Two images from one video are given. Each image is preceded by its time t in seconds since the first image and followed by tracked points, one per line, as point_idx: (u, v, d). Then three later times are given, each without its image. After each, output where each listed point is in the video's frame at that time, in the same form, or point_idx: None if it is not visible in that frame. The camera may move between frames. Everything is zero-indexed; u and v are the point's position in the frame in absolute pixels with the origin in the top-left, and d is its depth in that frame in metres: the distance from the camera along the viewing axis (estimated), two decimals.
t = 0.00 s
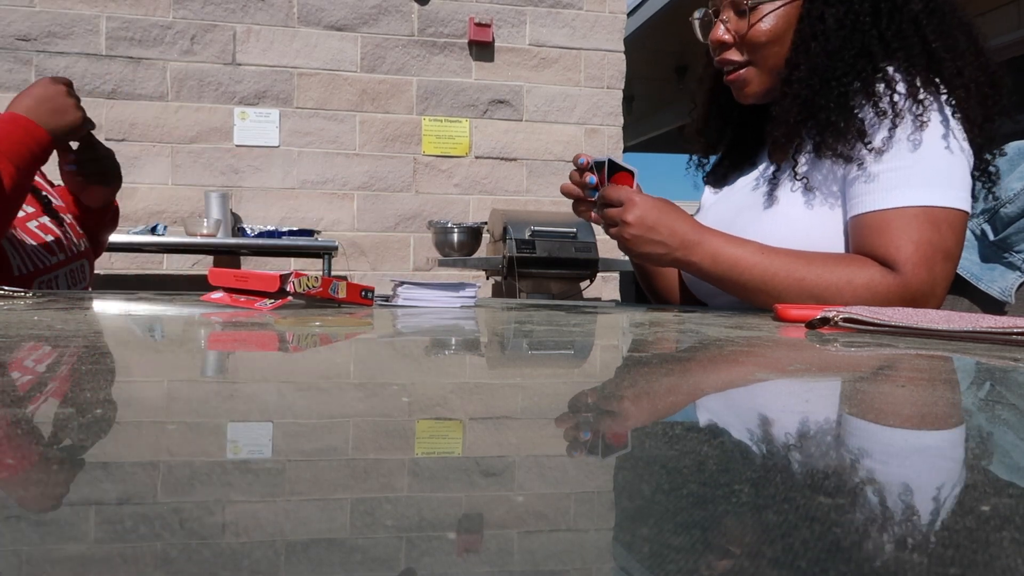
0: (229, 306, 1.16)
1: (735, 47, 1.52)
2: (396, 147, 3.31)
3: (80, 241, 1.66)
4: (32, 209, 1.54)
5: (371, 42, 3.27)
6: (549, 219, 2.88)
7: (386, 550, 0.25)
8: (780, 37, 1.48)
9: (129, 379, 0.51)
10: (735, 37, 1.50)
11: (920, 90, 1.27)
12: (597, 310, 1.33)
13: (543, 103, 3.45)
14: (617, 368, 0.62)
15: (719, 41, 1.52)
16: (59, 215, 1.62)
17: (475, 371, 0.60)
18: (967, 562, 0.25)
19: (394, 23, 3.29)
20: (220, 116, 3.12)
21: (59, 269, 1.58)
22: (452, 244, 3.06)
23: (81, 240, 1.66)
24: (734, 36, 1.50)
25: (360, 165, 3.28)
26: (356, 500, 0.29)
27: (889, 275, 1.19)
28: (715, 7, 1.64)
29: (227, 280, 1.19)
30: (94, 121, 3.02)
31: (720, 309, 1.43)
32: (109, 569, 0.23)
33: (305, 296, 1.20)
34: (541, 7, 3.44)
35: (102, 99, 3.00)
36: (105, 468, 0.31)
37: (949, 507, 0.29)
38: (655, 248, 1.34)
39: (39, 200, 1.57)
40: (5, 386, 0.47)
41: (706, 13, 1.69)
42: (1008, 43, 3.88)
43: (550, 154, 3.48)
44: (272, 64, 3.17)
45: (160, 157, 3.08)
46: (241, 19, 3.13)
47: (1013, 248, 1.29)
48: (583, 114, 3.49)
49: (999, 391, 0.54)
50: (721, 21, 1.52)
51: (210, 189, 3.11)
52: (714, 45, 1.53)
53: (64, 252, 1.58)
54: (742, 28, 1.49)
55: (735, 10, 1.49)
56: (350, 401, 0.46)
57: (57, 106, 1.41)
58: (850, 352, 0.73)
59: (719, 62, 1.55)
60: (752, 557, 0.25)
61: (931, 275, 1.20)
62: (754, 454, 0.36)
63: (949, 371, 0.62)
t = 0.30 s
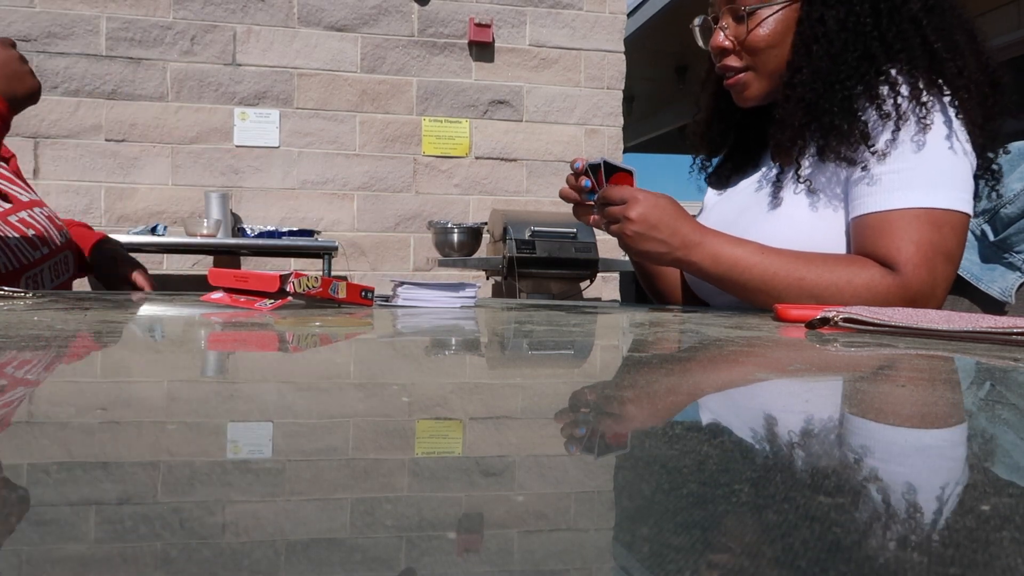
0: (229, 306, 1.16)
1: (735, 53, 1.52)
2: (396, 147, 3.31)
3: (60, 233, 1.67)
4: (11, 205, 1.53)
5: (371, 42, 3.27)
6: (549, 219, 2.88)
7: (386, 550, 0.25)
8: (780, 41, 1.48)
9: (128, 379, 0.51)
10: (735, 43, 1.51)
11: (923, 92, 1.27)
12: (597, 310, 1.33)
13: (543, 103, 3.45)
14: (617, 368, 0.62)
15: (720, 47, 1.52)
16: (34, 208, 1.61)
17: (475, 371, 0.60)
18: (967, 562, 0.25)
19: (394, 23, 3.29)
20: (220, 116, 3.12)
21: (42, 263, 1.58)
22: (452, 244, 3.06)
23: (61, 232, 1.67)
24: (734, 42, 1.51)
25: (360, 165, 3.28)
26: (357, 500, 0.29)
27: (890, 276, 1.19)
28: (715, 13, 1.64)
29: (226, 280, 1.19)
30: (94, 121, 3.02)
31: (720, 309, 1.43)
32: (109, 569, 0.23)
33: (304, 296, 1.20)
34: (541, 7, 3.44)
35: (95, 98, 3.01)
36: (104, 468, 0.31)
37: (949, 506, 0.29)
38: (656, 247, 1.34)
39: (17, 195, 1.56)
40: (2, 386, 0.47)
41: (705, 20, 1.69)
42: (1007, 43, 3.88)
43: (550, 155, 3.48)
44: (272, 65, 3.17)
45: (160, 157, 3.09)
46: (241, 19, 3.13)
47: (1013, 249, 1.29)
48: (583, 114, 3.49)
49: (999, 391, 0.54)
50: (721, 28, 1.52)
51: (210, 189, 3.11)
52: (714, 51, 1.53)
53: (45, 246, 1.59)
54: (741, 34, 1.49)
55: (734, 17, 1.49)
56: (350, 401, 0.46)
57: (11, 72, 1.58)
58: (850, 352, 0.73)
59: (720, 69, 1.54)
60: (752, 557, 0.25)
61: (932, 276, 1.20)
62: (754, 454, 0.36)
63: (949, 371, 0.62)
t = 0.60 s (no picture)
0: (229, 306, 1.16)
1: (734, 55, 1.52)
2: (396, 147, 3.31)
3: (54, 234, 1.66)
4: (6, 207, 1.50)
5: (371, 42, 3.27)
6: (549, 219, 2.88)
7: (386, 550, 0.25)
8: (780, 41, 1.48)
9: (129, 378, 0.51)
10: (734, 44, 1.51)
11: (919, 93, 1.27)
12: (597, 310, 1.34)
13: (543, 103, 3.45)
14: (617, 368, 0.62)
15: (718, 48, 1.52)
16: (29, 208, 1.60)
17: (475, 371, 0.60)
18: (967, 562, 0.25)
19: (394, 23, 3.29)
20: (220, 116, 3.12)
21: (37, 265, 1.57)
22: (453, 244, 3.06)
23: (54, 234, 1.66)
24: (733, 44, 1.51)
25: (360, 165, 3.28)
26: (356, 500, 0.29)
27: (889, 276, 1.19)
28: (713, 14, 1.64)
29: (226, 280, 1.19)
30: (94, 121, 3.02)
31: (720, 309, 1.43)
32: (109, 569, 0.23)
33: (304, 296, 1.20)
34: (541, 7, 3.44)
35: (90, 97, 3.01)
36: (105, 468, 0.31)
37: (948, 506, 0.29)
38: (656, 249, 1.34)
39: (10, 198, 1.53)
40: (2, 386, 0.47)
41: (704, 20, 1.69)
42: (1006, 43, 3.88)
43: (551, 155, 3.48)
44: (272, 65, 3.17)
45: (160, 157, 3.09)
46: (241, 19, 3.13)
47: (1013, 248, 1.29)
48: (583, 114, 3.49)
49: (999, 391, 0.54)
50: (720, 30, 1.53)
51: (210, 189, 3.11)
52: (713, 53, 1.53)
53: (40, 248, 1.57)
54: (740, 35, 1.49)
55: (733, 19, 1.49)
56: (351, 401, 0.46)
57: None
58: (850, 352, 0.73)
59: (718, 70, 1.55)
60: (752, 557, 0.25)
61: (932, 275, 1.20)
62: (753, 454, 0.36)
63: (948, 371, 0.62)
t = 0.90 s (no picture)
0: (229, 306, 1.16)
1: (733, 55, 1.52)
2: (396, 147, 3.31)
3: (75, 245, 1.66)
4: (27, 214, 1.57)
5: (371, 42, 3.27)
6: (549, 219, 2.88)
7: (386, 550, 0.25)
8: (778, 42, 1.48)
9: (128, 378, 0.51)
10: (733, 44, 1.51)
11: (917, 95, 1.27)
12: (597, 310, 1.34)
13: (543, 103, 3.45)
14: (617, 368, 0.62)
15: (717, 48, 1.53)
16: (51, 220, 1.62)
17: (475, 371, 0.60)
18: (967, 562, 0.25)
19: (394, 23, 3.29)
20: (220, 116, 3.12)
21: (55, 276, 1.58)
22: (452, 244, 3.06)
23: (77, 243, 1.67)
24: (732, 44, 1.51)
25: (360, 165, 3.28)
26: (356, 500, 0.29)
27: (889, 275, 1.19)
28: (713, 14, 1.64)
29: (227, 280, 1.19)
30: (94, 121, 3.02)
31: (720, 309, 1.43)
32: (109, 569, 0.23)
33: (304, 296, 1.20)
34: (541, 7, 3.44)
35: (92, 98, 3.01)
36: (106, 467, 0.31)
37: (949, 506, 0.29)
38: (656, 250, 1.35)
39: (34, 205, 1.60)
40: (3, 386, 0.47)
41: (703, 19, 1.69)
42: (1006, 44, 3.88)
43: (551, 155, 3.48)
44: (272, 65, 3.17)
45: (159, 157, 3.09)
46: (241, 19, 3.13)
47: (1013, 248, 1.28)
48: (583, 114, 3.49)
49: (999, 391, 0.54)
50: (718, 29, 1.52)
51: (210, 189, 3.11)
52: (712, 52, 1.53)
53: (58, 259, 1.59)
54: (739, 35, 1.49)
55: (732, 19, 1.49)
56: (351, 401, 0.46)
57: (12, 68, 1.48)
58: (850, 352, 0.73)
59: (716, 70, 1.55)
60: (751, 557, 0.25)
61: (932, 275, 1.20)
62: (754, 454, 0.36)
63: (948, 371, 0.62)
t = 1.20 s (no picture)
0: (229, 305, 1.16)
1: (735, 54, 1.53)
2: (396, 147, 3.31)
3: (92, 260, 1.67)
4: (49, 225, 1.56)
5: (371, 42, 3.27)
6: (549, 219, 2.88)
7: (386, 550, 0.25)
8: (781, 44, 1.48)
9: (129, 378, 0.51)
10: (736, 44, 1.51)
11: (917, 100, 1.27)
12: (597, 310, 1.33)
13: (543, 103, 3.45)
14: (617, 368, 0.62)
15: (720, 47, 1.53)
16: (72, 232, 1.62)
17: (475, 371, 0.60)
18: (967, 562, 0.25)
19: (394, 23, 3.29)
20: (220, 116, 3.12)
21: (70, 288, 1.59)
22: (452, 244, 3.06)
23: (94, 257, 1.67)
24: (735, 43, 1.51)
25: (360, 165, 3.28)
26: (356, 500, 0.29)
27: (889, 275, 1.19)
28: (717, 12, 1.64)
29: (227, 280, 1.19)
30: (94, 121, 3.02)
31: (720, 309, 1.43)
32: (109, 569, 0.23)
33: (304, 296, 1.20)
34: (541, 7, 3.44)
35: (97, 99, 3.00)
36: (106, 467, 0.31)
37: (949, 505, 0.29)
38: (656, 250, 1.35)
39: (57, 216, 1.58)
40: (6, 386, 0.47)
41: (707, 16, 1.69)
42: (1006, 44, 3.88)
43: (550, 155, 3.48)
44: (272, 65, 3.17)
45: (159, 157, 3.09)
46: (241, 19, 3.13)
47: (1013, 249, 1.28)
48: (583, 114, 3.49)
49: (999, 391, 0.54)
50: (722, 28, 1.52)
51: (210, 189, 3.11)
52: (715, 51, 1.53)
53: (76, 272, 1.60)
54: (742, 36, 1.50)
55: (736, 18, 1.49)
56: (351, 401, 0.46)
57: (46, 81, 1.47)
58: (850, 352, 0.73)
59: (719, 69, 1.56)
60: (751, 557, 0.25)
61: (932, 275, 1.20)
62: (755, 455, 0.36)
63: (948, 371, 0.62)
